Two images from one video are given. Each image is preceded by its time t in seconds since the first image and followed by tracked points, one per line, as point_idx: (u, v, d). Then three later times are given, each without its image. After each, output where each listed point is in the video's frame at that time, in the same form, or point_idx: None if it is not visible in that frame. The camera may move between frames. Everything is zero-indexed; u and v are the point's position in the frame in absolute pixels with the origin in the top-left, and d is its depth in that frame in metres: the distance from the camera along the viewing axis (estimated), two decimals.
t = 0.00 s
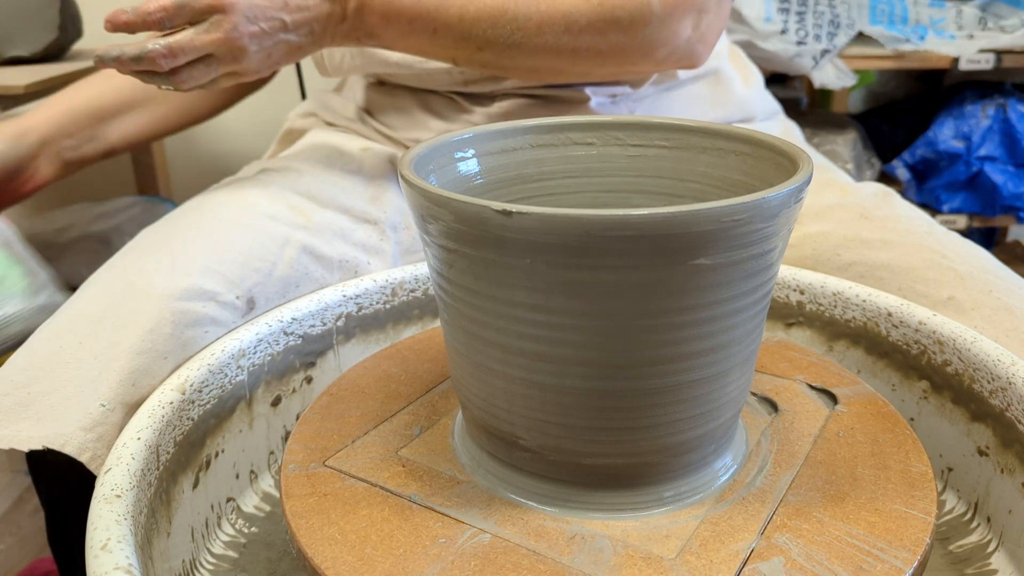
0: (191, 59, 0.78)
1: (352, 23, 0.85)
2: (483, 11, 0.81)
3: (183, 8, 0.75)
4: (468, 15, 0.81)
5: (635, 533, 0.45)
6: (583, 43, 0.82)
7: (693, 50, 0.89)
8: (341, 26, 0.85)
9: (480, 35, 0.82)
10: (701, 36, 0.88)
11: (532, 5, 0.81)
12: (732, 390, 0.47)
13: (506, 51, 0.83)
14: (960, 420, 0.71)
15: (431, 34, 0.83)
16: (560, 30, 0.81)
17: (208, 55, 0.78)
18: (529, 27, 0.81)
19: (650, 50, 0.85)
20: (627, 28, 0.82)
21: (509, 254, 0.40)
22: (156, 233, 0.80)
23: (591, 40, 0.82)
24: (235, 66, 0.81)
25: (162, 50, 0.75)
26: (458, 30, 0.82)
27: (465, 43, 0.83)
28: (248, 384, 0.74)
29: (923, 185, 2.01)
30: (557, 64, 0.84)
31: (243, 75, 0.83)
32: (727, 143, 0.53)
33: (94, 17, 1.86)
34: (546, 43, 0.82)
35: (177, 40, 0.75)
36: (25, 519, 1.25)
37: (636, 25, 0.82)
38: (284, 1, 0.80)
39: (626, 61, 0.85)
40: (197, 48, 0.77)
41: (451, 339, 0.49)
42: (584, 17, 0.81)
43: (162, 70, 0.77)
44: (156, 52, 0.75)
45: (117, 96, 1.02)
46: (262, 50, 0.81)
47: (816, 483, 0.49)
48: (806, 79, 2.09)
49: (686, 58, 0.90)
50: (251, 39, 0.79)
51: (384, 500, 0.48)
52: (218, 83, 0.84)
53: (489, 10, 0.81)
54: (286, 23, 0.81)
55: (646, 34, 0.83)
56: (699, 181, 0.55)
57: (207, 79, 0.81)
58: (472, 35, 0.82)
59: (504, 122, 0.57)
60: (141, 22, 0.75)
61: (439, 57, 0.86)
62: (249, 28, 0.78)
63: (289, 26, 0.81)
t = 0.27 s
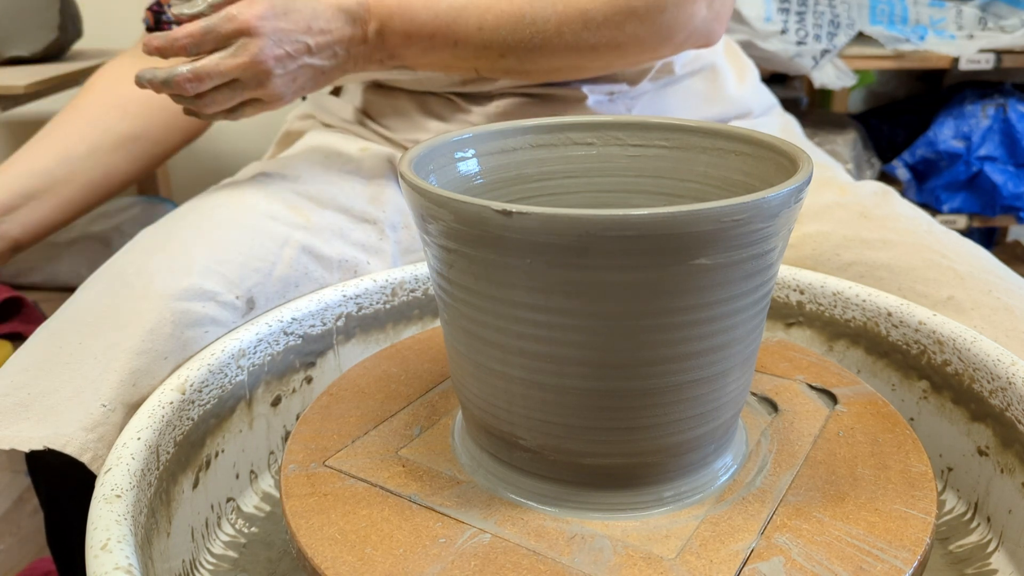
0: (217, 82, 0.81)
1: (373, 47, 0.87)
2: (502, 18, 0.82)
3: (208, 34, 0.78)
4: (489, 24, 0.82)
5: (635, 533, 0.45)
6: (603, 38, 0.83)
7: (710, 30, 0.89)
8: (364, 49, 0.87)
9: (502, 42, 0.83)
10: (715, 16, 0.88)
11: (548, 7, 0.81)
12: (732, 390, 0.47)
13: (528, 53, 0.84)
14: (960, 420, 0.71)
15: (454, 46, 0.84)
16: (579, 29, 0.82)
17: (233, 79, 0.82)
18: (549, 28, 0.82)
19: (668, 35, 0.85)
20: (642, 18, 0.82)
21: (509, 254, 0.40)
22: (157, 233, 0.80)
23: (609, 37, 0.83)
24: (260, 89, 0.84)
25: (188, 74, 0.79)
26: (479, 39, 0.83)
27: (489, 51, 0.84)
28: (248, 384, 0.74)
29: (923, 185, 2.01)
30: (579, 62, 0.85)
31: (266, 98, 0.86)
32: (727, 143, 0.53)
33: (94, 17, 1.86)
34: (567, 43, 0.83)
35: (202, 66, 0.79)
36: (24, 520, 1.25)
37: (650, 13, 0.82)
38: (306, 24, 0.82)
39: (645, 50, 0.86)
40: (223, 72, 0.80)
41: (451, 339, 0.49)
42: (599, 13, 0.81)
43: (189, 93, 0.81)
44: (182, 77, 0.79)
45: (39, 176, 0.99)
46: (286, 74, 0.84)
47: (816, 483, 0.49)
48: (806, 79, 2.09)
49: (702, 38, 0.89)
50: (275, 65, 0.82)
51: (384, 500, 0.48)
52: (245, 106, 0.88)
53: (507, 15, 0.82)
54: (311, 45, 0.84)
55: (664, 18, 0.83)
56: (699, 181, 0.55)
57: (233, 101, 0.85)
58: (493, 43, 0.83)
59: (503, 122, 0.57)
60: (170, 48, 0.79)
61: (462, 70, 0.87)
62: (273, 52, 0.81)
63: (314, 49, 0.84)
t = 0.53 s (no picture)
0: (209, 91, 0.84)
1: (364, 57, 0.87)
2: (491, 26, 0.82)
3: (199, 42, 0.81)
4: (477, 32, 0.83)
5: (635, 534, 0.45)
6: (592, 41, 0.82)
7: (701, 28, 0.88)
8: (355, 61, 0.87)
9: (492, 49, 0.83)
10: (709, 15, 0.87)
11: (537, 12, 0.81)
12: (732, 391, 0.47)
13: (518, 59, 0.84)
14: (960, 419, 0.71)
15: (445, 55, 0.85)
16: (569, 33, 0.82)
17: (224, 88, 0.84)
18: (538, 35, 0.82)
19: (661, 35, 0.84)
20: (633, 20, 0.81)
21: (509, 254, 0.40)
22: (157, 233, 0.80)
23: (600, 41, 0.82)
24: (251, 99, 0.85)
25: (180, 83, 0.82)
26: (468, 47, 0.83)
27: (479, 58, 0.84)
28: (248, 384, 0.74)
29: (923, 185, 2.00)
30: (571, 68, 0.85)
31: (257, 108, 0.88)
32: (727, 143, 0.53)
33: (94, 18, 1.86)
34: (557, 49, 0.83)
35: (193, 74, 0.82)
36: (25, 520, 1.25)
37: (642, 15, 0.81)
38: (296, 34, 0.84)
39: (639, 51, 0.85)
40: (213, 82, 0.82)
41: (451, 339, 0.49)
42: (587, 16, 0.81)
43: (181, 101, 0.84)
44: (172, 85, 0.81)
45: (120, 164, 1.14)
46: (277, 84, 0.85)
47: (816, 483, 0.49)
48: (806, 79, 2.09)
49: (695, 37, 0.89)
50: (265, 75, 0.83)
51: (384, 500, 0.48)
52: (237, 116, 0.90)
53: (495, 22, 0.82)
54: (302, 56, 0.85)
55: (657, 18, 0.82)
56: (699, 181, 0.55)
57: (224, 110, 0.87)
58: (483, 51, 0.83)
59: (503, 122, 0.57)
60: (163, 56, 0.82)
61: (455, 77, 0.87)
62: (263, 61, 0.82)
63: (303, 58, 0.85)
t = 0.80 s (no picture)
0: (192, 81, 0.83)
1: (352, 55, 0.87)
2: (478, 31, 0.82)
3: (187, 34, 0.82)
4: (465, 36, 0.83)
5: (635, 533, 0.45)
6: (579, 48, 0.82)
7: (691, 38, 0.87)
8: (342, 59, 0.87)
9: (479, 53, 0.84)
10: (699, 25, 0.86)
11: (524, 19, 0.81)
12: (732, 390, 0.47)
13: (506, 64, 0.84)
14: (960, 419, 0.71)
15: (433, 57, 0.85)
16: (555, 39, 0.82)
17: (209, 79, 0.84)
18: (524, 41, 0.82)
19: (648, 44, 0.83)
20: (620, 29, 0.81)
21: (509, 254, 0.40)
22: (157, 233, 0.80)
23: (588, 48, 0.82)
24: (235, 93, 0.85)
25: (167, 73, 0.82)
26: (456, 50, 0.84)
27: (467, 62, 0.84)
28: (248, 384, 0.74)
29: (923, 185, 2.00)
30: (557, 75, 0.85)
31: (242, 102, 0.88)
32: (727, 143, 0.53)
33: (94, 18, 1.86)
34: (543, 55, 0.83)
35: (177, 66, 0.82)
36: (25, 519, 1.25)
37: (629, 24, 0.81)
38: (284, 30, 0.84)
39: (627, 58, 0.85)
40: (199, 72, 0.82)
41: (451, 339, 0.49)
42: (574, 24, 0.81)
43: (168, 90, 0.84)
44: (158, 73, 0.82)
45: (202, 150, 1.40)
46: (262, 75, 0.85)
47: (816, 483, 0.49)
48: (806, 79, 2.09)
49: (685, 47, 0.88)
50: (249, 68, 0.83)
51: (384, 500, 0.48)
52: (223, 108, 0.90)
53: (483, 27, 0.82)
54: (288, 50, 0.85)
55: (644, 27, 0.81)
56: (699, 181, 0.55)
57: (209, 102, 0.87)
58: (470, 55, 0.84)
59: (503, 122, 0.57)
60: (152, 45, 0.83)
61: (444, 79, 0.88)
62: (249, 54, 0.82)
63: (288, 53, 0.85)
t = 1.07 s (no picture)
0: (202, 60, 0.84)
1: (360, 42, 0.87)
2: (489, 27, 0.82)
3: (198, 15, 0.83)
4: (475, 32, 0.83)
5: (635, 534, 0.45)
6: (588, 49, 0.82)
7: (699, 43, 0.88)
8: (350, 49, 0.87)
9: (489, 49, 0.83)
10: (705, 31, 0.87)
11: (535, 16, 0.81)
12: (732, 390, 0.47)
13: (517, 61, 0.84)
14: (960, 419, 0.71)
15: (442, 52, 0.85)
16: (564, 39, 0.82)
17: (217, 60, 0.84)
18: (535, 38, 0.82)
19: (657, 48, 0.84)
20: (629, 32, 0.81)
21: (509, 254, 0.40)
22: (157, 233, 0.80)
23: (598, 49, 0.82)
24: (241, 77, 0.86)
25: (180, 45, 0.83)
26: (466, 47, 0.84)
27: (477, 58, 0.84)
28: (248, 384, 0.74)
29: (923, 185, 2.00)
30: (567, 74, 0.85)
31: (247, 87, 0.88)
32: (727, 143, 0.53)
33: (94, 18, 1.86)
34: (554, 53, 0.83)
35: (189, 43, 0.83)
36: (24, 520, 1.25)
37: (638, 28, 0.81)
38: (295, 16, 0.84)
39: (634, 60, 0.84)
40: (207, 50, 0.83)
41: (451, 339, 0.49)
42: (585, 25, 0.81)
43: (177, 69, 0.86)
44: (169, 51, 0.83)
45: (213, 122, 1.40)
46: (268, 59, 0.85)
47: (816, 483, 0.49)
48: (806, 79, 2.09)
49: (693, 52, 0.89)
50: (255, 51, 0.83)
51: (384, 500, 0.48)
52: (230, 92, 0.90)
53: (494, 23, 0.82)
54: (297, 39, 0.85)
55: (654, 31, 0.82)
56: (699, 182, 0.55)
57: (216, 84, 0.87)
58: (480, 50, 0.84)
59: (503, 122, 0.57)
60: (163, 24, 0.84)
61: (451, 75, 0.87)
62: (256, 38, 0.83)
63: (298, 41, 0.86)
